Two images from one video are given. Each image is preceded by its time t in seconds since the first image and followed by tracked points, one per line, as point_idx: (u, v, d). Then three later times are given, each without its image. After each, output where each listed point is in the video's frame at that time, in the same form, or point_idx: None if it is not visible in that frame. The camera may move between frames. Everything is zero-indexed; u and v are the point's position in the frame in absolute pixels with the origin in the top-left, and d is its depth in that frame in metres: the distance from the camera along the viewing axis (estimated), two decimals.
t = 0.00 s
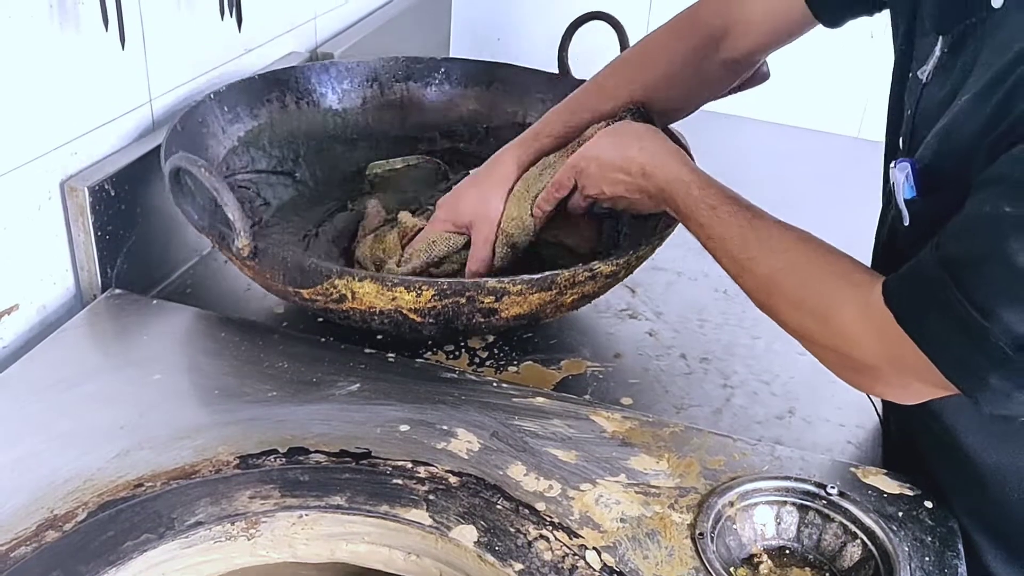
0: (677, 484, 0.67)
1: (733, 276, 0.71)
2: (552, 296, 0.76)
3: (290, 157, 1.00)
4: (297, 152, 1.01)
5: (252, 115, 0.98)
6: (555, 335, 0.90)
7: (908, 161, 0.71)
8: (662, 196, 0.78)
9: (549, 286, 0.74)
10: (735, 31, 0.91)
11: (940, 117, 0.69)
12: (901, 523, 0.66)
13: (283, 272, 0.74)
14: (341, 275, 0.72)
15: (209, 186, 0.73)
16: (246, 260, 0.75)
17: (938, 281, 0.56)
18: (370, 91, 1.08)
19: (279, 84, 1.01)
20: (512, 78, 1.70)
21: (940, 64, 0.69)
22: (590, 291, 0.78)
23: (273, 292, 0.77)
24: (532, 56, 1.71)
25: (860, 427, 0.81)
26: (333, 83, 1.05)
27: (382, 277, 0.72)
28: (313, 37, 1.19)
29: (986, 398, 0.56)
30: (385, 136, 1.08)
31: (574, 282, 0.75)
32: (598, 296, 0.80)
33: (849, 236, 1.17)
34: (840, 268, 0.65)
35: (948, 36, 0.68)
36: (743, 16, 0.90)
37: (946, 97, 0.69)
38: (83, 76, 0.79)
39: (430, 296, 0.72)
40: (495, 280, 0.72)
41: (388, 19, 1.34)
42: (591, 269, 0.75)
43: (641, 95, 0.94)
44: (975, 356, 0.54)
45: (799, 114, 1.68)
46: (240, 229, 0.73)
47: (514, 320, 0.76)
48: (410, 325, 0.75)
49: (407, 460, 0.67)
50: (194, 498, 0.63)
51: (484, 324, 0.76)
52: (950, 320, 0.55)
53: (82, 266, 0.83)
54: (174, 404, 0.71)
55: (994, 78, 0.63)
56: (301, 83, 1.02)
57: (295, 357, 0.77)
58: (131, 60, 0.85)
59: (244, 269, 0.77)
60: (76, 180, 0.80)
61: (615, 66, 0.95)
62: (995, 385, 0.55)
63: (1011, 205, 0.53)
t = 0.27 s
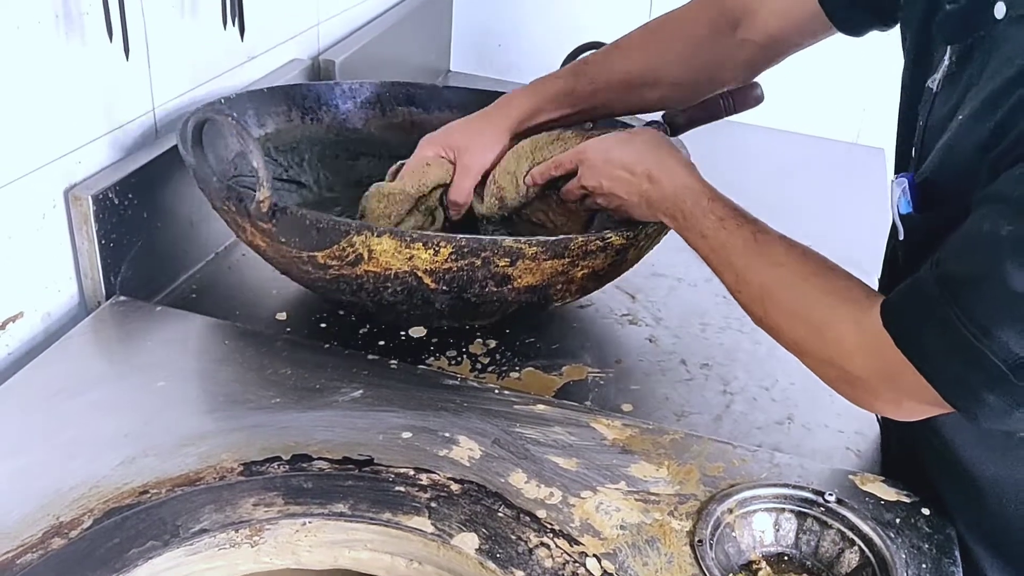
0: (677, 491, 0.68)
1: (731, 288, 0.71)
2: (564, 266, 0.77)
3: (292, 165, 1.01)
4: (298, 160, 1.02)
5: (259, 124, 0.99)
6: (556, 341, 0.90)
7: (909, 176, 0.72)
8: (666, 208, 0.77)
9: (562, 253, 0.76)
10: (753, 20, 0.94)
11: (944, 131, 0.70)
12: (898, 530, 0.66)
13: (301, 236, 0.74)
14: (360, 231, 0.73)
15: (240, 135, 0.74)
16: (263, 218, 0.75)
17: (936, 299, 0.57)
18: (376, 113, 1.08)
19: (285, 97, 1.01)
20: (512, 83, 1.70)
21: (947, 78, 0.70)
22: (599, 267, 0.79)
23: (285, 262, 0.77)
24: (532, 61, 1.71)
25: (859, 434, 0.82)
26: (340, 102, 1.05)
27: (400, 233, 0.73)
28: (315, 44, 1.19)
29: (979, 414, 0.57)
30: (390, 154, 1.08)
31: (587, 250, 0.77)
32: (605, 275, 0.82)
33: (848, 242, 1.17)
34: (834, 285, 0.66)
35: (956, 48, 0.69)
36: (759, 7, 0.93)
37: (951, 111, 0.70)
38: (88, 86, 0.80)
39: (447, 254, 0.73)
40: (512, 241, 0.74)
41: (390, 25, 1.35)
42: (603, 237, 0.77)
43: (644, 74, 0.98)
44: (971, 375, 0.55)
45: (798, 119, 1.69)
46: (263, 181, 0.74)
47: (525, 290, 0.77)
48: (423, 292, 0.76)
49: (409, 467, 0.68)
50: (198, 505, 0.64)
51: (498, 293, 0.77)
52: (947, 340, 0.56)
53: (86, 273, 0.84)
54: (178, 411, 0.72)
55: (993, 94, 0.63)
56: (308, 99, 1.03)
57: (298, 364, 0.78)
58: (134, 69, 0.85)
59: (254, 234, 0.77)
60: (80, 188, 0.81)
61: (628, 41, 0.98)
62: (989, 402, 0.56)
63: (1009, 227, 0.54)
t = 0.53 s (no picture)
0: (676, 497, 0.68)
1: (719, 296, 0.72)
2: (553, 311, 0.77)
3: (286, 171, 1.01)
4: (292, 164, 1.02)
5: (248, 135, 0.98)
6: (557, 347, 0.91)
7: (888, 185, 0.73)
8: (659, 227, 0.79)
9: (549, 300, 0.76)
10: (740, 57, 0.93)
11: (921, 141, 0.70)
12: (897, 536, 0.67)
13: (286, 299, 0.74)
14: (342, 298, 0.72)
15: (210, 214, 0.72)
16: (249, 285, 0.73)
17: (913, 304, 0.57)
18: (365, 104, 1.09)
19: (273, 102, 1.01)
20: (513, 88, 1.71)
21: (923, 91, 0.70)
22: (591, 302, 0.79)
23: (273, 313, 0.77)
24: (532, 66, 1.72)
25: (858, 438, 0.82)
26: (330, 98, 1.07)
27: (383, 299, 0.72)
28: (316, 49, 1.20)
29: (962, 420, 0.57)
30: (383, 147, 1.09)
31: (575, 294, 0.77)
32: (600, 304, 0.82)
33: (847, 246, 1.18)
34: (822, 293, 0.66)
35: (931, 60, 0.70)
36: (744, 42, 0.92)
37: (927, 121, 0.70)
38: (89, 93, 0.80)
39: (433, 314, 0.73)
40: (496, 298, 0.73)
41: (389, 31, 1.35)
42: (589, 280, 0.77)
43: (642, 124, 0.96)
44: (953, 379, 0.56)
45: (798, 123, 1.70)
46: (242, 258, 0.72)
47: (514, 335, 0.77)
48: (413, 343, 0.76)
49: (410, 473, 0.68)
50: (200, 511, 0.64)
51: (487, 338, 0.77)
52: (927, 345, 0.56)
53: (88, 280, 0.84)
54: (179, 417, 0.72)
55: (961, 106, 0.64)
56: (297, 98, 1.04)
57: (299, 370, 0.78)
58: (136, 76, 0.86)
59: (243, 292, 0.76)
60: (82, 195, 0.81)
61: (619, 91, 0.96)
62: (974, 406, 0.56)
63: (977, 232, 0.56)
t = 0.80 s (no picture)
0: (677, 498, 0.68)
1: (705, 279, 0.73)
2: (565, 298, 0.77)
3: (294, 170, 1.01)
4: (300, 163, 1.02)
5: (258, 128, 0.99)
6: (558, 347, 0.91)
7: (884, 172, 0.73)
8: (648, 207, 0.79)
9: (563, 286, 0.76)
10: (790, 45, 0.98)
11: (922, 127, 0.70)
12: (899, 537, 0.67)
13: (301, 267, 0.75)
14: (360, 269, 0.73)
15: (236, 178, 0.76)
16: (263, 252, 0.75)
17: (903, 291, 0.58)
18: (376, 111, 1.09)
19: (286, 99, 1.02)
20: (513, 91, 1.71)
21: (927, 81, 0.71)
22: (601, 295, 0.79)
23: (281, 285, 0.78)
24: (532, 69, 1.72)
25: (859, 439, 0.82)
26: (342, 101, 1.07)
27: (401, 272, 0.73)
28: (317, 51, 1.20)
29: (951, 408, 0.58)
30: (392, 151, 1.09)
31: (588, 282, 0.77)
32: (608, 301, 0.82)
33: (848, 248, 1.18)
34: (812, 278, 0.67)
35: (937, 50, 0.69)
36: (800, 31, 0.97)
37: (929, 111, 0.70)
38: (91, 94, 0.80)
39: (449, 290, 0.73)
40: (513, 277, 0.74)
41: (390, 32, 1.35)
42: (604, 270, 0.77)
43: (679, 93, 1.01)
44: (941, 365, 0.57)
45: (798, 125, 1.70)
46: (262, 222, 0.75)
47: (524, 321, 0.78)
48: (425, 323, 0.76)
49: (411, 473, 0.68)
50: (202, 511, 0.64)
51: (498, 324, 0.77)
52: (916, 330, 0.58)
53: (89, 280, 0.84)
54: (181, 417, 0.72)
55: (960, 95, 0.64)
56: (309, 97, 1.04)
57: (300, 370, 0.78)
58: (138, 76, 0.86)
59: (251, 260, 0.77)
60: (83, 196, 0.81)
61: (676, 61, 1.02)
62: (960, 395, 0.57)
63: (970, 222, 0.56)
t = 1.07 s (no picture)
0: (680, 496, 0.68)
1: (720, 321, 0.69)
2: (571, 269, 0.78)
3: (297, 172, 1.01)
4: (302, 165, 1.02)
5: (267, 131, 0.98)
6: (560, 345, 0.90)
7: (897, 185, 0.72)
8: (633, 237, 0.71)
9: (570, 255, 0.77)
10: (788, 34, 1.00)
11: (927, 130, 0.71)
12: (902, 536, 0.66)
13: (309, 232, 0.75)
14: (370, 229, 0.73)
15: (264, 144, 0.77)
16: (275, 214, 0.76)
17: (941, 331, 0.57)
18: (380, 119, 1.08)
19: (297, 100, 1.02)
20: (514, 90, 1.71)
21: (931, 83, 0.71)
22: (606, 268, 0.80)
23: (296, 261, 0.78)
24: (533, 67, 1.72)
25: (862, 438, 0.82)
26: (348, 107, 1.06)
27: (411, 232, 0.74)
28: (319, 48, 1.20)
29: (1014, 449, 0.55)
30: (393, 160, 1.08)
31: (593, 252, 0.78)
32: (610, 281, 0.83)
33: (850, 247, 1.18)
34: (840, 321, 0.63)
35: (940, 53, 0.70)
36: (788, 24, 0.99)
37: (933, 114, 0.70)
38: (93, 90, 0.80)
39: (457, 253, 0.74)
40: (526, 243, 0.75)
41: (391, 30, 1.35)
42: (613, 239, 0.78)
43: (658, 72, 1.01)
44: (993, 407, 0.54)
45: (800, 125, 1.70)
46: (276, 177, 0.76)
47: (532, 291, 0.79)
48: (432, 291, 0.77)
49: (413, 471, 0.68)
50: (203, 508, 0.64)
51: (506, 293, 0.78)
52: (960, 371, 0.55)
53: (90, 277, 0.84)
54: (182, 414, 0.72)
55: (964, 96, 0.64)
56: (319, 101, 1.04)
57: (302, 368, 0.78)
58: (139, 73, 0.86)
59: (264, 233, 0.77)
60: (85, 193, 0.81)
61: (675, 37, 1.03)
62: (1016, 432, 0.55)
63: (999, 251, 0.54)
